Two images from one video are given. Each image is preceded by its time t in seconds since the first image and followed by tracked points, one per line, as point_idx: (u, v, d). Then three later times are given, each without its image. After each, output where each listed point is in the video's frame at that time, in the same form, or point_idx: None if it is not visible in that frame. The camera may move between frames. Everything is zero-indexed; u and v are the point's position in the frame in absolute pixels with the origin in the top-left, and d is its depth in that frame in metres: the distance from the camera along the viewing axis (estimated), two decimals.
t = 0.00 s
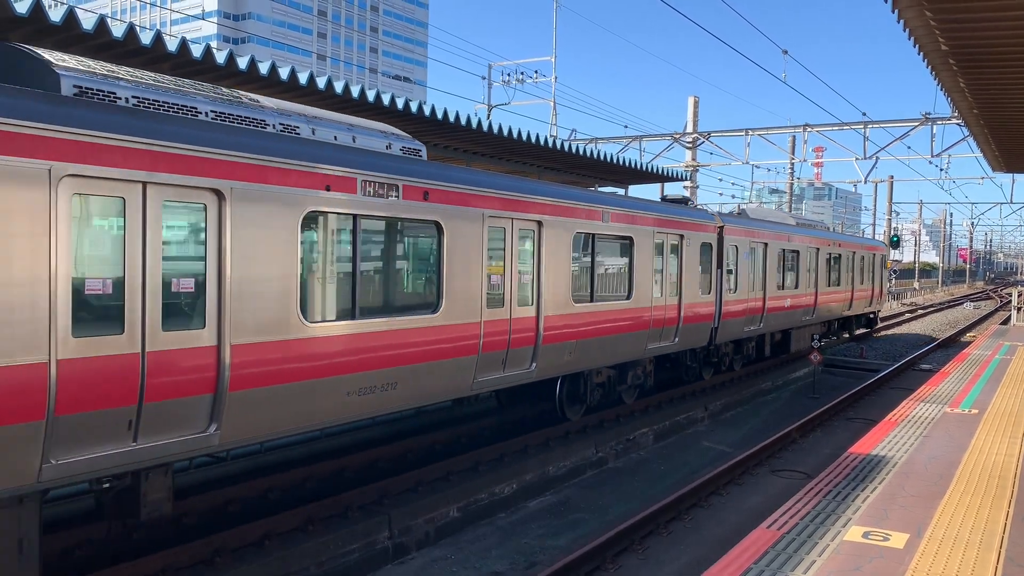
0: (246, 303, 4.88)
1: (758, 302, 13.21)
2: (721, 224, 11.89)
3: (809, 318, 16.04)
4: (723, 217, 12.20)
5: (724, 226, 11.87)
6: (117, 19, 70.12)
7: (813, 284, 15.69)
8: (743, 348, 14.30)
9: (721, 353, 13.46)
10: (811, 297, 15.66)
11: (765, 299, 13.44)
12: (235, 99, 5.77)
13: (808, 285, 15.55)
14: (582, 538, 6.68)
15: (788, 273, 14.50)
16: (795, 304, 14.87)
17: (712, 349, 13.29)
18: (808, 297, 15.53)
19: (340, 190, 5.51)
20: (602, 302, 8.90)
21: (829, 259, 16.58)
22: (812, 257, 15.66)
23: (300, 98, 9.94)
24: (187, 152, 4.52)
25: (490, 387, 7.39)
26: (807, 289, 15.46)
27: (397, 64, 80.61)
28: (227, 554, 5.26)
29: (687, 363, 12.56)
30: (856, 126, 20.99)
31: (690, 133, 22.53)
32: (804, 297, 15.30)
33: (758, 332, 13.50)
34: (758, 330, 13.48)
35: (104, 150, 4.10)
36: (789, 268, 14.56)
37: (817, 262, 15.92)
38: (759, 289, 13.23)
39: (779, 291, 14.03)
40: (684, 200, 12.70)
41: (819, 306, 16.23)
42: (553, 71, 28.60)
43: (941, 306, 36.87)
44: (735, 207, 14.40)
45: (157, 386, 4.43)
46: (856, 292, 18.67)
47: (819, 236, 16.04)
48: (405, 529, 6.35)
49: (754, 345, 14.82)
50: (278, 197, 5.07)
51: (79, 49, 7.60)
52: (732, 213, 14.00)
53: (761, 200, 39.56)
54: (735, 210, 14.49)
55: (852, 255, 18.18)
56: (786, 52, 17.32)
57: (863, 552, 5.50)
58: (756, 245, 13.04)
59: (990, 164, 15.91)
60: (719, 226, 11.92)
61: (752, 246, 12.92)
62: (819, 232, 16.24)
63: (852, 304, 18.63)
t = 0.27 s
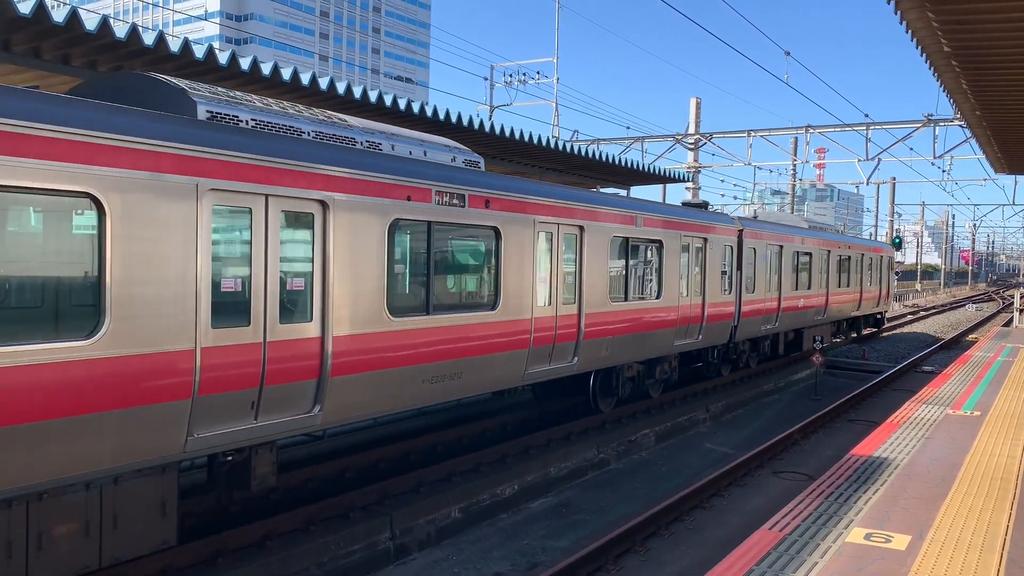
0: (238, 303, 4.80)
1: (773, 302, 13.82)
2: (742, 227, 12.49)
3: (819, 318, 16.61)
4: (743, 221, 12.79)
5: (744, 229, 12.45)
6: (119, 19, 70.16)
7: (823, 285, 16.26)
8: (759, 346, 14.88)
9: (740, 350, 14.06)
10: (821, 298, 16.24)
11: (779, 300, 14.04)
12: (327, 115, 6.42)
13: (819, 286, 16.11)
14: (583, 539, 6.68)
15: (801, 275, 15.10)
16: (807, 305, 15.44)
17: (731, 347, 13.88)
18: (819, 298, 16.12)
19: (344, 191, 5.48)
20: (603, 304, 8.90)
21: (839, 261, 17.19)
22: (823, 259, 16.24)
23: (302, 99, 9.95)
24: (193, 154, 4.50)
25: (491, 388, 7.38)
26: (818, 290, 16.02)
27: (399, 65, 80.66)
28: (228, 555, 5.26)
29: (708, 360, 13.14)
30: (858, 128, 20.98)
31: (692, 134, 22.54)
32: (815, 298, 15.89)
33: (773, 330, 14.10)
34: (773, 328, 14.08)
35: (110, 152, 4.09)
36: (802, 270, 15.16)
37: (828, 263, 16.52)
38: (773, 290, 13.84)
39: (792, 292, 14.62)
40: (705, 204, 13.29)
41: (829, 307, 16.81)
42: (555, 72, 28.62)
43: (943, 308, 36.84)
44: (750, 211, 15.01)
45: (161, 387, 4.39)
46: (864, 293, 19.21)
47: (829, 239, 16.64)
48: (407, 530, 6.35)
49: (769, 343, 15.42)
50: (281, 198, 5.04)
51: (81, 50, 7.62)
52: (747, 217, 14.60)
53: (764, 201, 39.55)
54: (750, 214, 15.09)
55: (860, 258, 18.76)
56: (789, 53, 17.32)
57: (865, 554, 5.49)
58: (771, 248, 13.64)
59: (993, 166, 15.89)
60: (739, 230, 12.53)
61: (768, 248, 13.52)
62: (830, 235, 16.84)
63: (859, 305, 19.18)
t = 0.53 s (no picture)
0: (291, 300, 5.13)
1: (788, 303, 14.43)
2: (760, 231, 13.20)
3: (830, 318, 17.16)
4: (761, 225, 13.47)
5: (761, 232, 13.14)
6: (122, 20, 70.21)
7: (833, 285, 16.82)
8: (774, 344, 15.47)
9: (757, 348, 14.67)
10: (831, 298, 16.80)
11: (792, 300, 14.66)
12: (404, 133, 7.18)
13: (830, 287, 16.67)
14: (585, 540, 6.68)
15: (812, 276, 15.67)
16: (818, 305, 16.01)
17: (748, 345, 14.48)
18: (830, 298, 16.69)
19: (344, 191, 5.49)
20: (606, 305, 8.93)
21: (848, 263, 17.76)
22: (833, 261, 16.81)
23: (304, 100, 9.97)
24: (195, 155, 4.52)
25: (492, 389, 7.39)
26: (828, 291, 16.57)
27: (401, 66, 80.67)
28: (230, 555, 5.27)
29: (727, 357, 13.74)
30: (860, 129, 20.96)
31: (694, 135, 22.52)
32: (826, 298, 16.47)
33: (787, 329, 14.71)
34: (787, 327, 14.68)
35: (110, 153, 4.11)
36: (813, 272, 15.73)
37: (838, 265, 17.11)
38: (787, 290, 14.43)
39: (804, 293, 15.21)
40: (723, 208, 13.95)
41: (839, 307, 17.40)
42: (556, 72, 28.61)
43: (946, 309, 36.81)
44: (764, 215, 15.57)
45: (163, 388, 4.40)
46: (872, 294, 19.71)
47: (840, 241, 17.21)
48: (408, 530, 6.36)
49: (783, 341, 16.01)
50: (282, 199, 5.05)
51: (84, 51, 7.63)
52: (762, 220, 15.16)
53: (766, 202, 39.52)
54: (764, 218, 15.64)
55: (868, 259, 19.32)
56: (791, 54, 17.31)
57: (866, 556, 5.49)
58: (785, 250, 14.24)
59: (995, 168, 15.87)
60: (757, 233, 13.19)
61: (782, 250, 14.13)
62: (841, 238, 17.41)
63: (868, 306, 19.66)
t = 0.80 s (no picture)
0: (382, 298, 5.87)
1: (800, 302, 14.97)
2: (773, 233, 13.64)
3: (839, 316, 17.66)
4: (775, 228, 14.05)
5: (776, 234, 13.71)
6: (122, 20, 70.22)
7: (842, 285, 17.31)
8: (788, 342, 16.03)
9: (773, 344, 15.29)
10: (840, 297, 17.30)
11: (804, 299, 15.19)
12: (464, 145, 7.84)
13: (839, 286, 17.15)
14: (585, 540, 6.68)
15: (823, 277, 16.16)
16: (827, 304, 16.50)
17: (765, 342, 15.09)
18: (839, 298, 17.22)
19: (345, 191, 5.50)
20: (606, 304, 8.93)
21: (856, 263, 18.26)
22: (842, 261, 17.30)
23: (304, 100, 9.97)
24: (195, 155, 4.52)
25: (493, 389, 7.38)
26: (837, 291, 17.06)
27: (401, 66, 80.65)
28: (230, 555, 5.28)
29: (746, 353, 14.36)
30: (861, 129, 20.95)
31: (694, 135, 22.52)
32: (835, 298, 16.97)
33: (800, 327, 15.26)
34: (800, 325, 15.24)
35: (111, 153, 4.11)
36: (823, 272, 16.21)
37: (846, 265, 17.61)
38: (799, 290, 14.94)
39: (815, 292, 15.71)
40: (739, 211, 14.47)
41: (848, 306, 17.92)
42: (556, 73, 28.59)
43: (947, 310, 36.78)
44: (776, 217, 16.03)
45: (163, 389, 4.41)
46: (878, 293, 20.12)
47: (848, 242, 17.67)
48: (408, 530, 6.37)
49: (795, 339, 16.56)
50: (283, 199, 5.05)
51: (84, 51, 7.64)
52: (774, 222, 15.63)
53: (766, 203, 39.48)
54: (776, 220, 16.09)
55: (875, 259, 19.78)
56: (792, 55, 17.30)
57: (867, 556, 5.49)
58: (798, 252, 14.76)
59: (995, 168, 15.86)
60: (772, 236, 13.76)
61: (794, 251, 14.63)
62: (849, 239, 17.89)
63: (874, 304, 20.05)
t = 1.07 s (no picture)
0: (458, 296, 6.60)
1: (813, 300, 15.23)
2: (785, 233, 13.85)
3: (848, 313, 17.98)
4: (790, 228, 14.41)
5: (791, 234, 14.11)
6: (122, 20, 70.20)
7: (851, 283, 17.57)
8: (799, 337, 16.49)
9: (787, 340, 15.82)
10: (849, 295, 17.59)
11: (816, 297, 15.46)
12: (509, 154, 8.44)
13: (848, 284, 17.43)
14: (585, 539, 6.68)
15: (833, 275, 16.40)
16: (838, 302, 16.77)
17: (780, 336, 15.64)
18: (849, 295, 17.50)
19: (345, 191, 5.50)
20: (607, 303, 8.94)
21: (865, 262, 18.56)
22: (852, 259, 17.56)
23: (304, 100, 9.97)
24: (196, 155, 4.52)
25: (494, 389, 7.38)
26: (847, 288, 17.33)
27: (401, 66, 80.62)
28: (230, 554, 5.28)
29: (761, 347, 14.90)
30: (861, 128, 20.95)
31: (694, 134, 22.51)
32: (845, 296, 17.23)
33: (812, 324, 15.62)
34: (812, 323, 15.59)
35: (111, 152, 4.10)
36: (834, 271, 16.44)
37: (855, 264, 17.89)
38: (811, 288, 15.17)
39: (826, 291, 15.98)
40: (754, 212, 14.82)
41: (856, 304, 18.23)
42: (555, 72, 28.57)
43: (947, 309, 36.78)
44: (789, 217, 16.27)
45: (159, 386, 4.40)
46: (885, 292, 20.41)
47: (857, 242, 17.94)
48: (408, 530, 6.37)
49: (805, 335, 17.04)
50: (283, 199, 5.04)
51: (84, 50, 7.63)
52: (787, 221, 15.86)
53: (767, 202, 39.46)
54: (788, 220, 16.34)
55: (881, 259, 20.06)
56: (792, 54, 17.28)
57: (867, 555, 5.48)
58: (811, 251, 15.05)
59: (995, 167, 15.84)
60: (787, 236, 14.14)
61: (808, 250, 14.91)
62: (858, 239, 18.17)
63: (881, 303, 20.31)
